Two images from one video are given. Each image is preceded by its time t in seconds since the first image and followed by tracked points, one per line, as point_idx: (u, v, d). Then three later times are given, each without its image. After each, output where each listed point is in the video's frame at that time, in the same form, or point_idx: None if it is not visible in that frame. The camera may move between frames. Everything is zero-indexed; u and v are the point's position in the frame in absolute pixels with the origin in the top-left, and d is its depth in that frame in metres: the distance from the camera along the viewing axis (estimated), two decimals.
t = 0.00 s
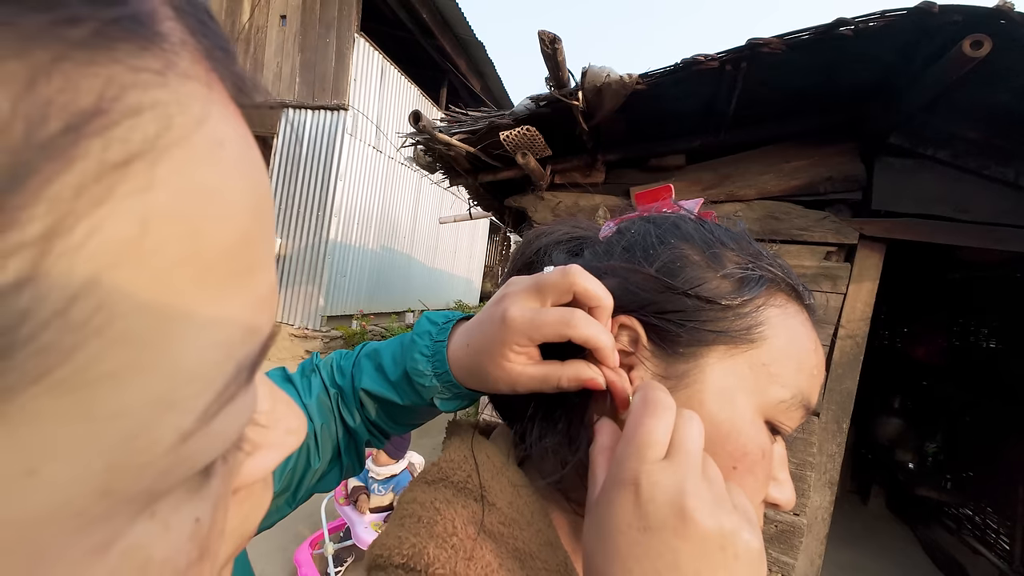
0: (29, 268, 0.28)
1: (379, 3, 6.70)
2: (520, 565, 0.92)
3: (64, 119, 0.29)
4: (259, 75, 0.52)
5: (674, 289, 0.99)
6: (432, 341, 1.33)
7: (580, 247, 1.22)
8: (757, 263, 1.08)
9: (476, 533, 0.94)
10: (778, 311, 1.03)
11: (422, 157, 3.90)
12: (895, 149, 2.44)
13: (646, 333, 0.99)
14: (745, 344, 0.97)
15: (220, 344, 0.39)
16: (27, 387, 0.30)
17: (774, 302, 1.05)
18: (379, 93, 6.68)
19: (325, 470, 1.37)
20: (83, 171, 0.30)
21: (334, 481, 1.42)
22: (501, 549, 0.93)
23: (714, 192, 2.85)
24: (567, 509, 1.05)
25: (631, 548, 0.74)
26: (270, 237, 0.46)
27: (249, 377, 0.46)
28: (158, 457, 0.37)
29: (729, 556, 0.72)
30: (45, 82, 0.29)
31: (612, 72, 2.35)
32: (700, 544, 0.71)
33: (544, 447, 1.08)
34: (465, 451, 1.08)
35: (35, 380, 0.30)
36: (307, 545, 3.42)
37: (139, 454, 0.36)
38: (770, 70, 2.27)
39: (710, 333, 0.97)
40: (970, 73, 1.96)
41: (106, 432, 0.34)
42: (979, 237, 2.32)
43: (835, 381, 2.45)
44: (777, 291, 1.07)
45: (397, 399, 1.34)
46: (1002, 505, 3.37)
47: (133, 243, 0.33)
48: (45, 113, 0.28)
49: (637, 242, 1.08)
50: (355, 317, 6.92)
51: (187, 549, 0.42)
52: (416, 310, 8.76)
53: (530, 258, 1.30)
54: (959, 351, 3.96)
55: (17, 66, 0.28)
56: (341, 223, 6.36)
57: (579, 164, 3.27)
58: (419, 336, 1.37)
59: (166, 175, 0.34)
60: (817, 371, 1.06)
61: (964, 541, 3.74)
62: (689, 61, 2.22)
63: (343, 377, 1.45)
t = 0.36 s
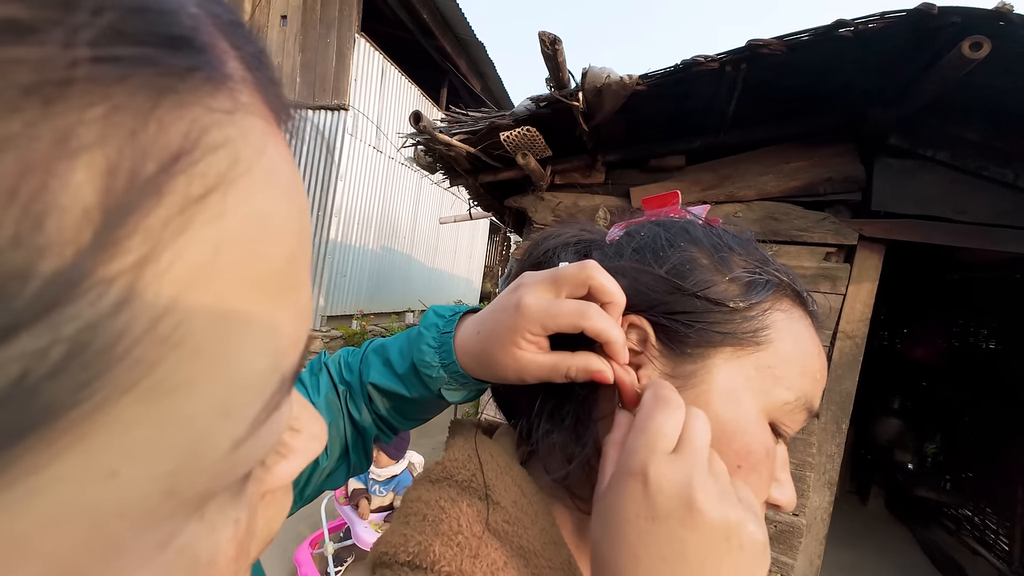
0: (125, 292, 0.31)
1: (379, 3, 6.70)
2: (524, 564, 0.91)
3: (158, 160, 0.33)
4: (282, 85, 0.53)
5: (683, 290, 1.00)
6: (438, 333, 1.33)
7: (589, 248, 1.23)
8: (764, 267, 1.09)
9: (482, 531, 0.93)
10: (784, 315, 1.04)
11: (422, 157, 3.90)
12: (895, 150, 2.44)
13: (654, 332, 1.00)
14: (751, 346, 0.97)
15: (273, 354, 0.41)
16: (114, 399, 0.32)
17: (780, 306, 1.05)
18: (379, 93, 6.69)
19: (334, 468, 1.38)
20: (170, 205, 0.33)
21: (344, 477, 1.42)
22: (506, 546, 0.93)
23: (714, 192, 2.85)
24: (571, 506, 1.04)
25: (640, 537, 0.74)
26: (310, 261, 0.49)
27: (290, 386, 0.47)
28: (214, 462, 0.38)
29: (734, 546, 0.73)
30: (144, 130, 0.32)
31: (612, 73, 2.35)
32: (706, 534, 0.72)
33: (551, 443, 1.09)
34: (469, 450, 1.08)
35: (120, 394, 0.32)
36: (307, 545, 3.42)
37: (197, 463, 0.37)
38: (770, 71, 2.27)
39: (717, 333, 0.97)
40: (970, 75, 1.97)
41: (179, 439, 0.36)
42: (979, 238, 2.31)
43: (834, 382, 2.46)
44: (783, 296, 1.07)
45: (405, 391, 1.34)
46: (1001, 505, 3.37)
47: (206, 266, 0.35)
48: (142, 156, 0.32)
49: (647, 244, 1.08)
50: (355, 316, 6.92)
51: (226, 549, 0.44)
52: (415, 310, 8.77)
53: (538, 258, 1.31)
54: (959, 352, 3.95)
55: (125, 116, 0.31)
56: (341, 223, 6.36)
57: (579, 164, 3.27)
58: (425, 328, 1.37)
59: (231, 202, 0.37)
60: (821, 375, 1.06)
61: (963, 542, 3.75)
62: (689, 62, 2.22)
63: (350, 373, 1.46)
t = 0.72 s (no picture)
0: (157, 299, 0.33)
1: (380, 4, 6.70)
2: (528, 563, 0.92)
3: (189, 173, 0.35)
4: (292, 90, 0.54)
5: (687, 292, 1.00)
6: (439, 334, 1.32)
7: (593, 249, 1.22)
8: (767, 270, 1.09)
9: (486, 530, 0.94)
10: (788, 318, 1.04)
11: (422, 157, 3.90)
12: (894, 151, 2.45)
13: (658, 333, 1.00)
14: (754, 348, 0.98)
15: (287, 359, 0.43)
16: (147, 400, 0.35)
17: (784, 308, 1.05)
18: (379, 94, 6.69)
19: (335, 465, 1.38)
20: (198, 217, 0.35)
21: (346, 474, 1.43)
22: (510, 545, 0.93)
23: (714, 193, 2.85)
24: (574, 507, 1.05)
25: (645, 534, 0.75)
26: (322, 271, 0.50)
27: (301, 388, 0.48)
28: (234, 460, 0.40)
29: (737, 530, 0.72)
30: (176, 146, 0.34)
31: (613, 74, 2.35)
32: (711, 524, 0.72)
33: (555, 443, 1.09)
34: (473, 450, 1.08)
35: (150, 395, 0.35)
36: (306, 544, 3.42)
37: (217, 462, 0.39)
38: (770, 72, 2.27)
39: (720, 335, 0.98)
40: (970, 77, 1.97)
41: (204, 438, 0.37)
42: (978, 239, 2.32)
43: (834, 382, 2.46)
44: (786, 298, 1.08)
45: (407, 391, 1.35)
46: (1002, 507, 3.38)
47: (232, 273, 0.37)
48: (173, 169, 0.34)
49: (651, 246, 1.08)
50: (355, 316, 6.92)
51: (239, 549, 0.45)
52: (415, 310, 8.77)
53: (543, 261, 1.30)
54: (959, 353, 3.93)
55: (159, 133, 0.33)
56: (342, 223, 6.36)
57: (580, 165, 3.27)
58: (427, 328, 1.36)
59: (256, 211, 0.40)
60: (825, 377, 1.06)
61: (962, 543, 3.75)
62: (689, 63, 2.22)
63: (351, 373, 1.46)
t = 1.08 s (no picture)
0: (140, 287, 0.33)
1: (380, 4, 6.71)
2: (525, 566, 0.92)
3: (175, 159, 0.34)
4: (290, 85, 0.55)
5: (688, 293, 1.00)
6: (407, 364, 1.31)
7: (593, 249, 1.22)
8: (769, 269, 1.10)
9: (483, 533, 0.93)
10: (789, 317, 1.04)
11: (422, 158, 3.90)
12: (893, 151, 2.45)
13: (658, 335, 1.00)
14: (757, 348, 0.98)
15: (279, 355, 0.42)
16: (130, 391, 0.34)
17: (785, 308, 1.06)
18: (380, 94, 6.71)
19: (328, 468, 1.41)
20: (185, 203, 0.35)
21: (332, 483, 1.46)
22: (507, 549, 0.92)
23: (713, 193, 2.84)
24: (575, 509, 1.07)
25: (648, 555, 0.75)
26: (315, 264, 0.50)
27: (293, 381, 0.48)
28: (223, 455, 0.40)
29: (736, 546, 0.72)
30: (163, 129, 0.34)
31: (613, 74, 2.35)
32: (706, 541, 0.72)
33: (556, 444, 1.09)
34: (470, 450, 1.05)
35: (135, 385, 0.34)
36: (305, 543, 3.42)
37: (207, 455, 0.39)
38: (769, 72, 2.28)
39: (722, 337, 0.98)
40: (969, 77, 1.98)
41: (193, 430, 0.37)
42: (978, 240, 2.32)
43: (834, 383, 2.46)
44: (788, 297, 1.08)
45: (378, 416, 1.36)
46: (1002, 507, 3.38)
47: (220, 263, 0.37)
48: (159, 153, 0.34)
49: (652, 246, 1.08)
50: (354, 316, 6.92)
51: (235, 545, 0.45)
52: (415, 310, 8.77)
53: (542, 260, 1.30)
54: (958, 353, 3.93)
55: (143, 115, 0.33)
56: (342, 223, 6.36)
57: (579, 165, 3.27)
58: (396, 356, 1.36)
59: (247, 202, 0.39)
60: (827, 376, 1.06)
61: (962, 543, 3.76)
62: (689, 64, 2.22)
63: (332, 387, 1.47)
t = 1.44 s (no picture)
0: (73, 310, 0.27)
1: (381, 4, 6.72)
2: (539, 560, 0.91)
3: (119, 137, 0.29)
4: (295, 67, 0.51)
5: (703, 286, 1.00)
6: (406, 371, 1.29)
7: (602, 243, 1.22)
8: (782, 263, 1.10)
9: (496, 526, 0.93)
10: (802, 310, 1.05)
11: (423, 156, 3.90)
12: (893, 150, 2.45)
13: (672, 329, 0.99)
14: (772, 341, 0.98)
15: (271, 375, 0.35)
16: (69, 443, 0.28)
17: (798, 301, 1.06)
18: (381, 94, 6.72)
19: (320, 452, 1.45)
20: (137, 197, 0.29)
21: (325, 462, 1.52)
22: (521, 541, 0.92)
23: (715, 192, 2.84)
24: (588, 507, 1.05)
25: (672, 556, 0.74)
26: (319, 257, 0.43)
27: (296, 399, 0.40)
28: (200, 504, 0.33)
29: (759, 545, 0.73)
30: (103, 96, 0.29)
31: (614, 73, 2.35)
32: (730, 538, 0.73)
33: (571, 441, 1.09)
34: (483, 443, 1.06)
35: (77, 434, 0.28)
36: (307, 542, 3.42)
37: (180, 505, 0.33)
38: (769, 72, 2.28)
39: (737, 329, 0.98)
40: (972, 76, 1.98)
41: (155, 476, 0.31)
42: (980, 240, 2.31)
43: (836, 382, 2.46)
44: (800, 291, 1.08)
45: (374, 415, 1.38)
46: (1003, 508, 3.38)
47: (189, 271, 0.30)
48: (99, 131, 0.28)
49: (665, 240, 1.07)
50: (355, 316, 6.92)
51: None
52: (416, 309, 8.78)
53: (551, 256, 1.29)
54: (958, 353, 3.92)
55: (71, 80, 0.28)
56: (343, 222, 6.37)
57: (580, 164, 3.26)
58: (397, 361, 1.32)
59: (225, 195, 0.33)
60: (840, 369, 1.07)
61: (962, 543, 3.76)
62: (690, 63, 2.22)
63: (327, 376, 1.46)
